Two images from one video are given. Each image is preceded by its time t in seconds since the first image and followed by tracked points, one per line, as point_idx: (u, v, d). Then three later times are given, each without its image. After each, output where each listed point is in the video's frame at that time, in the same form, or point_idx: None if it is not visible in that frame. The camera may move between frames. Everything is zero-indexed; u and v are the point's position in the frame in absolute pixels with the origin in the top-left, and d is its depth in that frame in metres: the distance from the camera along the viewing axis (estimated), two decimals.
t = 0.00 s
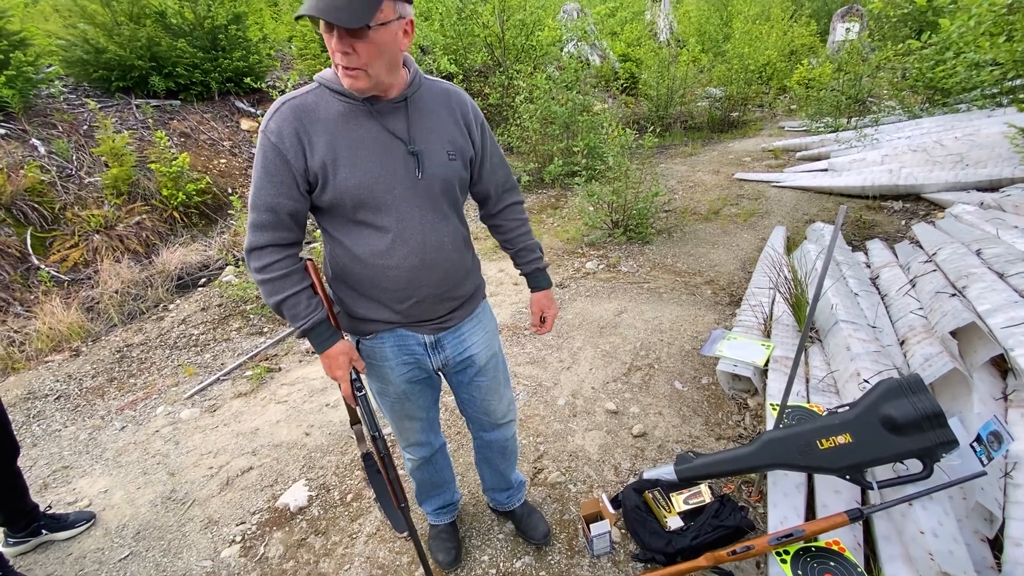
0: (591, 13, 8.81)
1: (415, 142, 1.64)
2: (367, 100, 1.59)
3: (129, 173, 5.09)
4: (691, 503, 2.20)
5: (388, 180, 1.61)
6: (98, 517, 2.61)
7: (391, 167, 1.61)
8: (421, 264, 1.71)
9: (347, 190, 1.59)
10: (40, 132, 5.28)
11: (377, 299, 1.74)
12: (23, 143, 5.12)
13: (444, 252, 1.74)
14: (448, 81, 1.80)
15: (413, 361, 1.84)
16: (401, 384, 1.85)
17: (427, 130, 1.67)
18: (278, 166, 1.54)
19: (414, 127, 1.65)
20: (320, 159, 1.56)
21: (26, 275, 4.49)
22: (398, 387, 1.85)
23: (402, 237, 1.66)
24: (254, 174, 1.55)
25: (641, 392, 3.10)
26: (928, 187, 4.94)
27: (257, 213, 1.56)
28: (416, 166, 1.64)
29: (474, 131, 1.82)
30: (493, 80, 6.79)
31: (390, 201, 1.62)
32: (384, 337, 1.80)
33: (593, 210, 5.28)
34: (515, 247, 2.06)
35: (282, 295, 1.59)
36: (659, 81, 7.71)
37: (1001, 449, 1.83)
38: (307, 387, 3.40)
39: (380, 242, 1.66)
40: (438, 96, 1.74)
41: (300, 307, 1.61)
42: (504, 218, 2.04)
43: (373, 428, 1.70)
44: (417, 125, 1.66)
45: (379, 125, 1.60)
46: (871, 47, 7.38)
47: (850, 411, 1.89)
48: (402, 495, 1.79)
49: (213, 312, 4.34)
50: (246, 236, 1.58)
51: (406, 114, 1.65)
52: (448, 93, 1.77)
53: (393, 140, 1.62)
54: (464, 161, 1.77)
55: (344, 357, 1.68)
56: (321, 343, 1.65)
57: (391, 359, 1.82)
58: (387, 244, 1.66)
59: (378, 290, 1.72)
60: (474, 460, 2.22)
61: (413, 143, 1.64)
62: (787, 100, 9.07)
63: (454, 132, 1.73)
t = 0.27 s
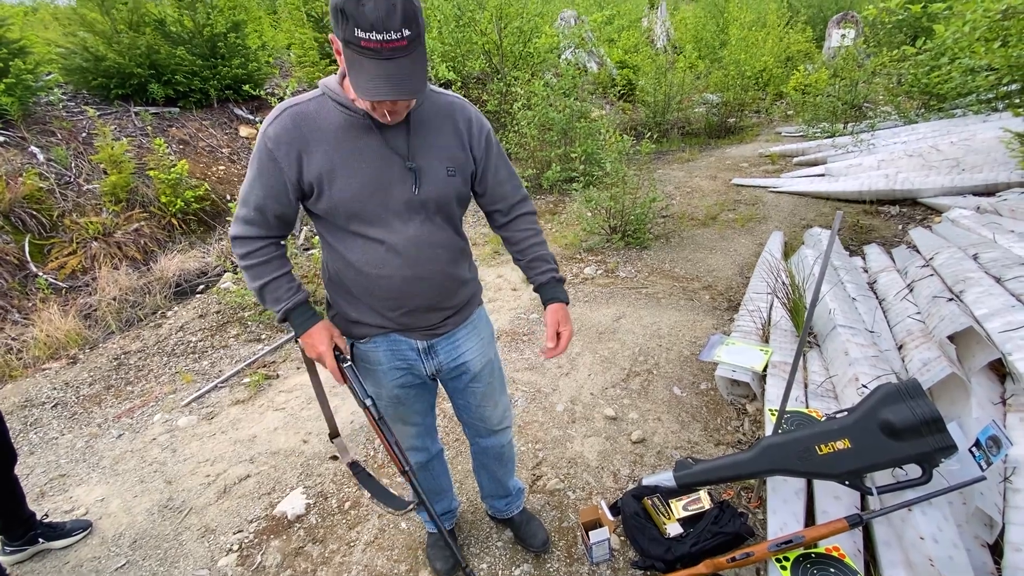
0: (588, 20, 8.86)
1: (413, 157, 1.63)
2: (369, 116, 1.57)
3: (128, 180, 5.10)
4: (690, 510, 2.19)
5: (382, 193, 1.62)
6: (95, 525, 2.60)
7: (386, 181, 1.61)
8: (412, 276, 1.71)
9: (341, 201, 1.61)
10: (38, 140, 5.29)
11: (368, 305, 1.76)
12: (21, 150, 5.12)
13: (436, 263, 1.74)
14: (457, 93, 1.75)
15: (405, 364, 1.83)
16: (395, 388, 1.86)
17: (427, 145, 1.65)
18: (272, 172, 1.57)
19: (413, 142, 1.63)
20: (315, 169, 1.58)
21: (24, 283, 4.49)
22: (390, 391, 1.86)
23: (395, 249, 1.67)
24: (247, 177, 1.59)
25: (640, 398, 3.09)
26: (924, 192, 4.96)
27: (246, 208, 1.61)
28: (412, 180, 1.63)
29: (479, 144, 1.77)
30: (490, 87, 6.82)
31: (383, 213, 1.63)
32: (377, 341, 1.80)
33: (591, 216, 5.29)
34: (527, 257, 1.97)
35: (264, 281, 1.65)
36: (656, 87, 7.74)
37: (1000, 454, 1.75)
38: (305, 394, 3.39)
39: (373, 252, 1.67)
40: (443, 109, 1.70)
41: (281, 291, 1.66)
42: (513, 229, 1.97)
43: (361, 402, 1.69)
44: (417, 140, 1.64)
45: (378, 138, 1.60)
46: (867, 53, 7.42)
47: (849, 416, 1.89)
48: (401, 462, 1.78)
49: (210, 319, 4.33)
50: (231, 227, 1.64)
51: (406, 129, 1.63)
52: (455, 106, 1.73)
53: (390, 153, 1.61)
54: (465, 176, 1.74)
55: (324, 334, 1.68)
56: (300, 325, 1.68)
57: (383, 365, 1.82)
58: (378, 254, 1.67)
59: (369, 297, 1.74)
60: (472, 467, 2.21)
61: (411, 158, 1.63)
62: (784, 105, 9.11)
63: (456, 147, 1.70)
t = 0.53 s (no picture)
0: (586, 23, 8.88)
1: (409, 169, 1.62)
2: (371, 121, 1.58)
3: (125, 184, 5.10)
4: (688, 513, 2.19)
5: (370, 198, 1.63)
6: (91, 529, 2.58)
7: (378, 188, 1.62)
8: (393, 281, 1.72)
9: (332, 199, 1.64)
10: (36, 143, 5.28)
11: (353, 299, 1.80)
12: (19, 154, 5.12)
13: (419, 272, 1.73)
14: (470, 109, 1.69)
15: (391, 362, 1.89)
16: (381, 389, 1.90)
17: (424, 159, 1.63)
18: (271, 158, 1.63)
19: (411, 153, 1.61)
20: (312, 165, 1.63)
21: (21, 286, 4.48)
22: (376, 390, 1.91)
23: (379, 254, 1.69)
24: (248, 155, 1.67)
25: (638, 401, 3.09)
26: (921, 194, 4.97)
27: (243, 181, 1.70)
28: (404, 193, 1.63)
29: (481, 164, 1.69)
30: (488, 90, 6.83)
31: (371, 218, 1.65)
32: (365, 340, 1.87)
33: (589, 219, 5.30)
34: (520, 291, 1.79)
35: (245, 245, 1.73)
36: (653, 90, 7.76)
37: (996, 456, 1.76)
38: (303, 398, 3.38)
39: (359, 253, 1.71)
40: (450, 125, 1.65)
41: (259, 256, 1.73)
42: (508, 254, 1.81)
43: (351, 352, 1.78)
44: (415, 153, 1.62)
45: (377, 145, 1.60)
46: (863, 57, 7.44)
47: (847, 417, 1.88)
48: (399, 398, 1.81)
49: (208, 323, 4.32)
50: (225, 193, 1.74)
51: (405, 141, 1.61)
52: (464, 123, 1.67)
53: (387, 162, 1.61)
54: (461, 194, 1.70)
55: (299, 301, 1.74)
56: (276, 292, 1.74)
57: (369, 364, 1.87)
58: (363, 256, 1.70)
59: (353, 293, 1.78)
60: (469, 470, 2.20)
61: (405, 169, 1.61)
62: (781, 108, 9.14)
63: (456, 164, 1.66)
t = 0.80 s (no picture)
0: (585, 23, 8.88)
1: (408, 176, 1.61)
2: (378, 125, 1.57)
3: (124, 183, 5.09)
4: (687, 512, 2.19)
5: (366, 201, 1.63)
6: (89, 529, 2.58)
7: (375, 191, 1.62)
8: (383, 281, 1.74)
9: (330, 194, 1.65)
10: (34, 142, 5.27)
11: (345, 290, 1.83)
12: (17, 153, 5.11)
13: (408, 276, 1.73)
14: (479, 123, 1.66)
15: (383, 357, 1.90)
16: (371, 384, 1.90)
17: (426, 168, 1.61)
18: (276, 144, 1.64)
19: (413, 162, 1.60)
20: (315, 159, 1.63)
21: (20, 286, 4.47)
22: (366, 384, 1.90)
23: (371, 254, 1.70)
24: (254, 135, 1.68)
25: (637, 400, 3.09)
26: (920, 194, 4.98)
27: (245, 159, 1.71)
28: (400, 198, 1.62)
29: (482, 179, 1.65)
30: (487, 89, 6.83)
31: (366, 218, 1.66)
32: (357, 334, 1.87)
33: (588, 218, 5.30)
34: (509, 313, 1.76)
35: (241, 219, 1.74)
36: (652, 90, 7.76)
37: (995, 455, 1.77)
38: (302, 397, 3.38)
39: (352, 249, 1.72)
40: (458, 138, 1.63)
41: (255, 230, 1.74)
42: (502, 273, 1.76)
43: (350, 326, 1.78)
44: (417, 162, 1.60)
45: (380, 148, 1.59)
46: (862, 56, 7.45)
47: (846, 417, 1.89)
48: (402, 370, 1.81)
49: (207, 322, 4.32)
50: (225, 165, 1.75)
51: (409, 149, 1.59)
52: (472, 137, 1.64)
53: (388, 165, 1.60)
54: (458, 206, 1.67)
55: (295, 275, 1.75)
56: (271, 265, 1.75)
57: (360, 359, 1.86)
58: (355, 253, 1.72)
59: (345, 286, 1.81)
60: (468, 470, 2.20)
61: (404, 177, 1.61)
62: (780, 108, 9.15)
63: (456, 176, 1.64)
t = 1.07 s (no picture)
0: (586, 19, 8.86)
1: (415, 173, 1.60)
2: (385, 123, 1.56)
3: (124, 179, 5.08)
4: (688, 510, 2.18)
5: (373, 199, 1.62)
6: (89, 526, 2.58)
7: (382, 188, 1.61)
8: (390, 278, 1.74)
9: (337, 190, 1.64)
10: (33, 139, 5.26)
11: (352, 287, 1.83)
12: (17, 149, 5.10)
13: (415, 273, 1.73)
14: (487, 120, 1.65)
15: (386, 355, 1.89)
16: (375, 381, 1.89)
17: (433, 166, 1.60)
18: (282, 139, 1.61)
19: (421, 159, 1.59)
20: (322, 156, 1.62)
21: (19, 283, 4.47)
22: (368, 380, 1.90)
23: (377, 250, 1.70)
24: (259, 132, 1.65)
25: (638, 397, 3.09)
26: (921, 191, 4.97)
27: (248, 156, 1.67)
28: (407, 195, 1.62)
29: (488, 176, 1.65)
30: (488, 86, 6.81)
31: (372, 215, 1.65)
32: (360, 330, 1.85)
33: (588, 216, 5.29)
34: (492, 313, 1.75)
35: (250, 219, 1.71)
36: (653, 87, 7.74)
37: (996, 453, 1.75)
38: (302, 394, 3.38)
39: (358, 245, 1.72)
40: (466, 135, 1.62)
41: (265, 229, 1.71)
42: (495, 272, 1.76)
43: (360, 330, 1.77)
44: (425, 159, 1.60)
45: (387, 144, 1.57)
46: (863, 54, 7.43)
47: (847, 414, 1.88)
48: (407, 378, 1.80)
49: (207, 319, 4.32)
50: (229, 165, 1.71)
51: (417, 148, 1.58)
52: (479, 135, 1.63)
53: (395, 163, 1.59)
54: (464, 204, 1.67)
55: (310, 271, 1.73)
56: (286, 262, 1.72)
57: (364, 355, 1.85)
58: (362, 250, 1.71)
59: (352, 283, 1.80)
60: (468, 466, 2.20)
61: (412, 175, 1.60)
62: (781, 105, 9.13)
63: (463, 174, 1.63)
